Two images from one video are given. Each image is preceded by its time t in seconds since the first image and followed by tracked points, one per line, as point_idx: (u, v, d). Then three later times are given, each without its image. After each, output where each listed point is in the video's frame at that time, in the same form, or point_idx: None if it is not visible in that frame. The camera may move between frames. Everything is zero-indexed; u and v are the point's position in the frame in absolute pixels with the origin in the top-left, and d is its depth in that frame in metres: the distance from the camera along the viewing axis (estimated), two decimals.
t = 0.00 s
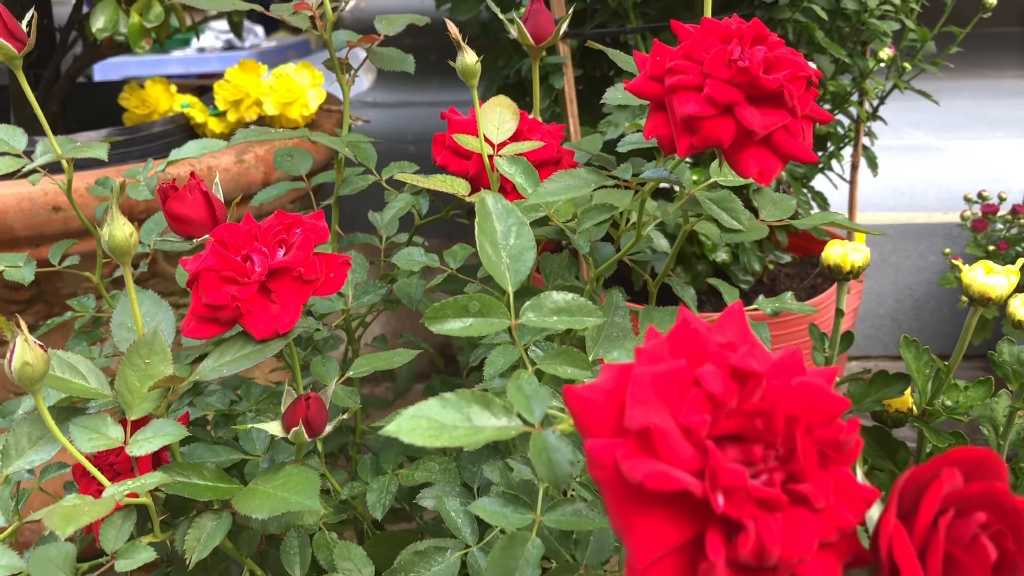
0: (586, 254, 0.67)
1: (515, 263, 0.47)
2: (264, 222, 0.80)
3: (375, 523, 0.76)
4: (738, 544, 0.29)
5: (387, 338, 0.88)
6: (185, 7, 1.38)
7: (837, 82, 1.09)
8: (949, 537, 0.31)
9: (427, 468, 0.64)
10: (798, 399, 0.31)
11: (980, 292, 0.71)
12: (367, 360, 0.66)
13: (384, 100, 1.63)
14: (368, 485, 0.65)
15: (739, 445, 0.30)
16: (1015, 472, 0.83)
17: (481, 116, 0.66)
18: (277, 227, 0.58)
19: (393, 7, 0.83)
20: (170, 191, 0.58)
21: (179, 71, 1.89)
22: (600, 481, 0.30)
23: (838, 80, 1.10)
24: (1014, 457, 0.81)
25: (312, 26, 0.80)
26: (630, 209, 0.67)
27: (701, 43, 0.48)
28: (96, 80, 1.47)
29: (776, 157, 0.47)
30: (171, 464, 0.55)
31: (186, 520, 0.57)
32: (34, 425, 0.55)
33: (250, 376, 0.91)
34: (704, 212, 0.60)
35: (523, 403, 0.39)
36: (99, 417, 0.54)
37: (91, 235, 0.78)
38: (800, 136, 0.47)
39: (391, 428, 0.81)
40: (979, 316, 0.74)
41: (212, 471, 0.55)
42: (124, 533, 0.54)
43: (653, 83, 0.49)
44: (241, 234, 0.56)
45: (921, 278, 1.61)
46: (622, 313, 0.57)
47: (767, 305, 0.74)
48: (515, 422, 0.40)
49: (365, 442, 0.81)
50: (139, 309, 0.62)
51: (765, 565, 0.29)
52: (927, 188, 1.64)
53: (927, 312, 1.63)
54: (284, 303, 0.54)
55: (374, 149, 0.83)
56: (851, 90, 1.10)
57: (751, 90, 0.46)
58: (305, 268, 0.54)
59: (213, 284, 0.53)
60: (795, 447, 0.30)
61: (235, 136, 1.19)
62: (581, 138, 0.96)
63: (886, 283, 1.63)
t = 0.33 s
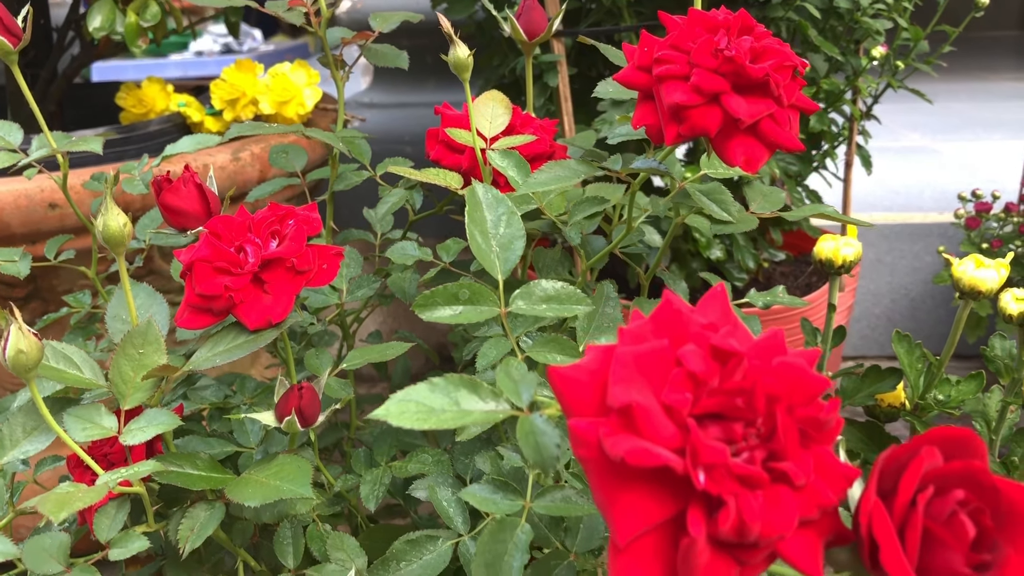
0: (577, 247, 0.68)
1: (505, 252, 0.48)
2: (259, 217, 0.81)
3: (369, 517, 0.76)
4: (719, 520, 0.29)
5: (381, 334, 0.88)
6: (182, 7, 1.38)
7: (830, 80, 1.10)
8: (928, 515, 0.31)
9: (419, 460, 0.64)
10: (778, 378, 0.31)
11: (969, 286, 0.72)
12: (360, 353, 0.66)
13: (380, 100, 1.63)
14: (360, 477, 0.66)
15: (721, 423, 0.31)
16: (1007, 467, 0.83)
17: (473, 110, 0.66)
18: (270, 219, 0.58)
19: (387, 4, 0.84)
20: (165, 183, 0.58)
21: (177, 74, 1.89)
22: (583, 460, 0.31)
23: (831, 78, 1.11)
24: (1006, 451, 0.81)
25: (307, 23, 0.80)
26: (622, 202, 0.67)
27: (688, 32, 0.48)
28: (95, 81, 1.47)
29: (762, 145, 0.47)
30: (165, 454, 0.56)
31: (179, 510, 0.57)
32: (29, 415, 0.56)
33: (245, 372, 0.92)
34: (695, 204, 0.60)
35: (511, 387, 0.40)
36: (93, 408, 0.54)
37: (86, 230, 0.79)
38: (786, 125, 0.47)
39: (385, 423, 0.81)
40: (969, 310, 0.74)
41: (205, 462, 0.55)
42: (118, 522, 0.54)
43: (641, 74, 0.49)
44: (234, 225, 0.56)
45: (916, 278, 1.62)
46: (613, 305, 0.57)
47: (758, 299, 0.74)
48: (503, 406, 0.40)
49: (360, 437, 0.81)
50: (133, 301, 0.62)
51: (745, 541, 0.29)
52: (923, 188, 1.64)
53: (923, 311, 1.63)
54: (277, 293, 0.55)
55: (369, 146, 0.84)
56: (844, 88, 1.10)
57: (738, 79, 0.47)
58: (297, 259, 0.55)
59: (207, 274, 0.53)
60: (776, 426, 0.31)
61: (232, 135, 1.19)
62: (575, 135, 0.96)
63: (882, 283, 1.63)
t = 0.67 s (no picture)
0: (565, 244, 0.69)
1: (492, 246, 0.49)
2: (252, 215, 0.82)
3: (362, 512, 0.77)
4: (691, 499, 0.30)
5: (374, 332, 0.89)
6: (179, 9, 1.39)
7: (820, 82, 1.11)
8: (896, 497, 0.32)
9: (412, 456, 0.65)
10: (750, 363, 0.32)
11: (953, 282, 0.73)
12: (352, 348, 0.67)
13: (376, 103, 1.63)
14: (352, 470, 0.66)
15: (694, 407, 0.32)
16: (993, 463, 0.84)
17: (464, 109, 0.67)
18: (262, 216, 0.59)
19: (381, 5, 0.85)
20: (159, 180, 0.59)
21: (175, 78, 1.88)
22: (561, 442, 0.32)
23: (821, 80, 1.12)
24: (991, 447, 0.82)
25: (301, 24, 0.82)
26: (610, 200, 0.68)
27: (672, 31, 0.49)
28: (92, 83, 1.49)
29: (743, 141, 0.48)
30: (158, 446, 0.56)
31: (173, 501, 0.58)
32: (25, 408, 0.57)
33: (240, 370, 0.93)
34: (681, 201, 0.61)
35: (495, 375, 0.41)
36: (88, 400, 0.55)
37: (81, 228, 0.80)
38: (766, 122, 0.48)
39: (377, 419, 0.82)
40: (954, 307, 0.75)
41: (198, 454, 0.56)
42: (112, 513, 0.55)
43: (626, 72, 0.50)
44: (227, 222, 0.57)
45: (908, 280, 1.63)
46: (599, 301, 0.58)
47: (745, 296, 0.75)
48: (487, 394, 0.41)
49: (352, 434, 0.82)
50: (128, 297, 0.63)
51: (718, 521, 0.30)
52: (916, 192, 1.66)
53: (915, 313, 1.63)
54: (269, 288, 0.56)
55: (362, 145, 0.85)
56: (834, 89, 1.12)
57: (719, 77, 0.47)
58: (289, 255, 0.56)
59: (200, 269, 0.54)
60: (748, 409, 0.32)
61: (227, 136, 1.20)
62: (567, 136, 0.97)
63: (874, 285, 1.64)
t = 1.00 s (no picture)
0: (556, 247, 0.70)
1: (483, 249, 0.50)
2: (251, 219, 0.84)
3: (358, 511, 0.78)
4: (669, 487, 0.31)
5: (371, 335, 0.91)
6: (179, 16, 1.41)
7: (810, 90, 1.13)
8: (864, 487, 0.34)
9: (407, 456, 0.67)
10: (726, 359, 0.34)
11: (936, 286, 0.74)
12: (348, 349, 0.68)
13: (374, 109, 1.66)
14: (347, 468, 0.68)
15: (672, 401, 0.33)
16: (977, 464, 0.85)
17: (458, 116, 0.69)
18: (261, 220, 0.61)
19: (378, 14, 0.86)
20: (162, 185, 0.61)
21: (175, 84, 1.91)
22: (545, 434, 0.33)
23: (812, 88, 1.14)
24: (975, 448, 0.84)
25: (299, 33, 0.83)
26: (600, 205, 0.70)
27: (657, 42, 0.51)
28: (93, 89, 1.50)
29: (725, 149, 0.50)
30: (159, 444, 0.58)
31: (173, 498, 0.60)
32: (29, 407, 0.58)
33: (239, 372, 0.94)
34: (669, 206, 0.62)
35: (485, 373, 0.43)
36: (91, 399, 0.57)
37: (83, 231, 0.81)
38: (748, 130, 0.50)
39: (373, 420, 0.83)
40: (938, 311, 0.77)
41: (198, 451, 0.58)
42: (114, 509, 0.57)
43: (613, 82, 0.52)
44: (227, 226, 0.59)
45: (899, 285, 1.59)
46: (588, 303, 0.59)
47: (733, 299, 0.77)
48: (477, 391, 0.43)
49: (349, 435, 0.83)
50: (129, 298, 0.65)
51: (694, 509, 0.32)
52: (907, 197, 1.65)
53: (908, 318, 1.59)
54: (267, 290, 0.57)
55: (359, 151, 0.87)
56: (824, 96, 1.13)
57: (703, 87, 0.49)
58: (287, 258, 0.58)
59: (201, 271, 0.56)
60: (723, 403, 0.33)
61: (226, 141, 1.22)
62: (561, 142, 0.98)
63: (866, 289, 1.61)
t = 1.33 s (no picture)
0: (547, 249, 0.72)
1: (473, 250, 0.52)
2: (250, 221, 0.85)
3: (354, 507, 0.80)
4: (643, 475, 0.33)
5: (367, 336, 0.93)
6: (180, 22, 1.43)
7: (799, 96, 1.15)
8: (830, 477, 0.36)
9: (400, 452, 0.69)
10: (699, 355, 0.36)
11: (918, 288, 0.76)
12: (344, 348, 0.70)
13: (374, 115, 1.69)
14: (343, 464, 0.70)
15: (648, 394, 0.35)
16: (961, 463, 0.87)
17: (452, 122, 0.71)
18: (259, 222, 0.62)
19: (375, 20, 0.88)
20: (163, 189, 0.63)
21: (175, 89, 1.93)
22: (527, 425, 0.35)
23: (801, 95, 1.16)
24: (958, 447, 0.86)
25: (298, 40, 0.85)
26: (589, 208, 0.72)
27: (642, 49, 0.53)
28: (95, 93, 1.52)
29: (706, 153, 0.52)
30: (160, 439, 0.60)
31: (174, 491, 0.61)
32: (35, 403, 0.60)
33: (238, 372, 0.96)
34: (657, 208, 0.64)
35: (474, 369, 0.45)
36: (94, 395, 0.59)
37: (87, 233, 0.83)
38: (729, 134, 0.52)
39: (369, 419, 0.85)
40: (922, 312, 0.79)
41: (198, 446, 0.59)
42: (116, 502, 0.58)
43: (600, 88, 0.54)
44: (227, 227, 0.61)
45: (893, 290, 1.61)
46: (577, 303, 0.61)
47: (721, 301, 0.79)
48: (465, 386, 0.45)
49: (345, 433, 0.85)
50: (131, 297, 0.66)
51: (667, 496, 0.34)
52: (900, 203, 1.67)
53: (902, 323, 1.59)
54: (266, 290, 0.59)
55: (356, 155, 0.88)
56: (814, 102, 1.15)
57: (685, 94, 0.51)
58: (285, 258, 0.59)
59: (201, 271, 0.57)
60: (696, 396, 0.35)
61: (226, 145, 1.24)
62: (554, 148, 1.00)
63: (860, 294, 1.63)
